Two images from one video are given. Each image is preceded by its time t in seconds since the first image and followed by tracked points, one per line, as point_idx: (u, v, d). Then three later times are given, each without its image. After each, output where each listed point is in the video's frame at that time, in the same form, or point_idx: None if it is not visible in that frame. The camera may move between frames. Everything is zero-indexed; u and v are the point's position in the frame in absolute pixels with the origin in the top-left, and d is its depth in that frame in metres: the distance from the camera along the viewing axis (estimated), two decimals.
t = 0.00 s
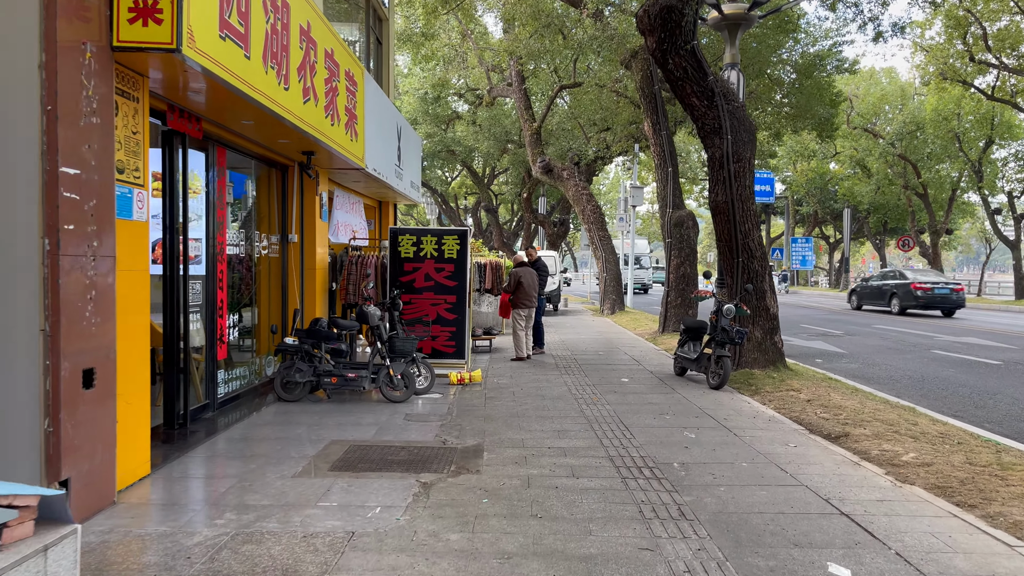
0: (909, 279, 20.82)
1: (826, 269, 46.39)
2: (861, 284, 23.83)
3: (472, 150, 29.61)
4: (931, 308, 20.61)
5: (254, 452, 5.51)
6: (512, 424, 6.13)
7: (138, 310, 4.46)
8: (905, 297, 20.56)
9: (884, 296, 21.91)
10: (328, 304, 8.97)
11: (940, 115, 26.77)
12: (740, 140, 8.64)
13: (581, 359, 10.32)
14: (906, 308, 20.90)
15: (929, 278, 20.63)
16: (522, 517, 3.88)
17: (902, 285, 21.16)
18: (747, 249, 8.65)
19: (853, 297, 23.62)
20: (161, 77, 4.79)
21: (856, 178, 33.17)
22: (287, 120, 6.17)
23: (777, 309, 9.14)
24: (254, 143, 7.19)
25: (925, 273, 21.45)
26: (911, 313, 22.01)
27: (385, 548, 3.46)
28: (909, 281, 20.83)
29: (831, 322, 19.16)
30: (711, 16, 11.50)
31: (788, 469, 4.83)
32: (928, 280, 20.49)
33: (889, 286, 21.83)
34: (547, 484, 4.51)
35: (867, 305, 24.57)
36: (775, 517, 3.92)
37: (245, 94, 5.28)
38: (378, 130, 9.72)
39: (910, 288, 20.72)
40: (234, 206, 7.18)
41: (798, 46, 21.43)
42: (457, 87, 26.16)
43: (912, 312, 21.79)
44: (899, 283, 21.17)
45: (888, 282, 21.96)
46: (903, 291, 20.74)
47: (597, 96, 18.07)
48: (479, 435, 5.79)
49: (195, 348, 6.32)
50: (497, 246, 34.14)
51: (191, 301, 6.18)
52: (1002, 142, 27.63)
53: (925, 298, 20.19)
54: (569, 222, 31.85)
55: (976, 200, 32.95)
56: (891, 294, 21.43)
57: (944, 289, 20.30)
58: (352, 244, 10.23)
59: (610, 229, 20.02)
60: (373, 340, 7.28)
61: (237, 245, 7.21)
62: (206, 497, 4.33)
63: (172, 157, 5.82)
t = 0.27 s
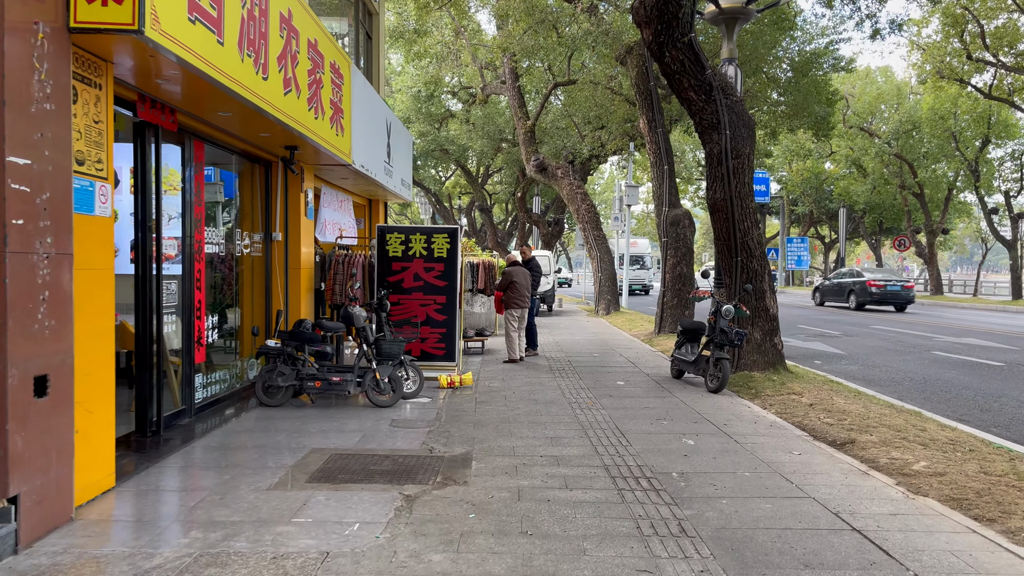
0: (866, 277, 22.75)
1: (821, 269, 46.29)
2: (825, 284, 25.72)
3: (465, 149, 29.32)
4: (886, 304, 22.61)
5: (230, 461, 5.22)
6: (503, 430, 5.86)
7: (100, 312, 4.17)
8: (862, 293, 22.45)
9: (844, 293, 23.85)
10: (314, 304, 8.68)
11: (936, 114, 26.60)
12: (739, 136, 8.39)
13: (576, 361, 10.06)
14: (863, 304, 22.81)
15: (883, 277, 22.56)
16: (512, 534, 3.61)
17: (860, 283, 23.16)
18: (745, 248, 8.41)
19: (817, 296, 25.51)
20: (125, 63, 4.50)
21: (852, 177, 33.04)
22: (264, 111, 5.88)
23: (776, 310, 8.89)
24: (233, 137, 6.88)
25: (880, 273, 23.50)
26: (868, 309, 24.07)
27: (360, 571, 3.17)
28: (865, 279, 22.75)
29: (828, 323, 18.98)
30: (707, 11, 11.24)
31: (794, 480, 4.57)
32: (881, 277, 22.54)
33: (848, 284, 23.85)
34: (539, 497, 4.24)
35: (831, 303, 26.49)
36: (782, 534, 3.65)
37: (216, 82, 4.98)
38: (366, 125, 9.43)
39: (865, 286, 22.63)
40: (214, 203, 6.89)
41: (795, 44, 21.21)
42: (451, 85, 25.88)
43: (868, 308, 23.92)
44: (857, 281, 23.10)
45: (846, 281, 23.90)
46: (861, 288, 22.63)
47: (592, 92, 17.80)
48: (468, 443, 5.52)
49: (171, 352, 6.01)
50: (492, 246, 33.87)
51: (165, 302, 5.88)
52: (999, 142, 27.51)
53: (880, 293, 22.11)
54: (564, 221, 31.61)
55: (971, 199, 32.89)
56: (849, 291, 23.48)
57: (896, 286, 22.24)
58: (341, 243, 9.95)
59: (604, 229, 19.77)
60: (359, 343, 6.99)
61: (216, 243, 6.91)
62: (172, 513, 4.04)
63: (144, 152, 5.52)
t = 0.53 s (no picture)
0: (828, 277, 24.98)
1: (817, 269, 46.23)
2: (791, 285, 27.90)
3: (460, 149, 29.03)
4: (847, 300, 24.91)
5: (207, 471, 4.93)
6: (496, 440, 5.59)
7: (60, 317, 3.88)
8: (823, 291, 24.61)
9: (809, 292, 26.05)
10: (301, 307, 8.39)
11: (933, 114, 26.46)
12: (740, 133, 8.14)
13: (571, 365, 9.80)
14: (826, 301, 25.03)
15: (844, 276, 24.82)
16: (503, 559, 3.35)
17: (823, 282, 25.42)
18: (745, 249, 8.16)
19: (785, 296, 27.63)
20: (90, 50, 4.22)
21: (848, 177, 32.91)
22: (242, 104, 5.56)
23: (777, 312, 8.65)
24: (212, 133, 6.58)
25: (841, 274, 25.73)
26: (830, 305, 26.39)
27: None
28: (828, 279, 24.95)
29: (825, 324, 18.82)
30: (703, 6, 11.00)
31: (803, 496, 4.31)
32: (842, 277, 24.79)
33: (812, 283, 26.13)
34: (533, 516, 3.97)
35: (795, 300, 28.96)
36: (795, 557, 3.39)
37: (187, 72, 4.66)
38: (355, 122, 9.15)
39: (828, 285, 24.87)
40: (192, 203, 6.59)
41: (791, 42, 20.98)
42: (445, 83, 25.61)
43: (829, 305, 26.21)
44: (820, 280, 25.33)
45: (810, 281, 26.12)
46: (824, 287, 24.84)
47: (587, 90, 17.50)
48: (459, 454, 5.25)
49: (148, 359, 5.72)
50: (486, 247, 33.64)
51: (140, 306, 5.59)
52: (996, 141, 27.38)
53: (841, 291, 24.52)
54: (559, 222, 31.40)
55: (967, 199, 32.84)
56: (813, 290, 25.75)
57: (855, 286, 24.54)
58: (330, 244, 9.67)
59: (600, 229, 19.53)
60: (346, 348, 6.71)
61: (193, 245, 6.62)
62: (139, 535, 3.75)
63: (117, 150, 5.24)
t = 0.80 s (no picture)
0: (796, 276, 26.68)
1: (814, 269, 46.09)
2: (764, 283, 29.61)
3: (455, 148, 28.75)
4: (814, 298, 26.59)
5: (182, 482, 4.64)
6: (489, 449, 5.33)
7: (19, 320, 3.59)
8: (792, 289, 26.31)
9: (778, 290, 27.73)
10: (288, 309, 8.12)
11: (932, 113, 26.28)
12: (742, 129, 7.90)
13: (568, 368, 9.54)
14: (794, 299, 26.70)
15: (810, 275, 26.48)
16: None
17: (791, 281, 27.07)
18: (748, 248, 7.92)
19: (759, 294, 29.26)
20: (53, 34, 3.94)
21: (846, 177, 32.75)
22: (220, 94, 5.25)
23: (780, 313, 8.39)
24: (193, 126, 6.29)
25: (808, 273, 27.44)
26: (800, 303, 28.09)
27: None
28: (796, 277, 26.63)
29: (825, 325, 18.61)
30: None
31: (815, 509, 4.05)
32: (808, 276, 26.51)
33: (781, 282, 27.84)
34: (528, 533, 3.70)
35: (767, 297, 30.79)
36: None
37: (156, 56, 4.35)
38: (345, 117, 8.87)
39: (796, 284, 26.57)
40: (172, 199, 6.30)
41: (790, 40, 20.75)
42: (440, 82, 25.33)
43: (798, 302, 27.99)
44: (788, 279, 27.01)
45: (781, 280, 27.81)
46: (792, 285, 26.51)
47: (584, 88, 17.23)
48: (450, 464, 4.98)
49: (123, 363, 5.44)
50: (482, 247, 33.39)
51: (115, 308, 5.31)
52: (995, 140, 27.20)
53: (807, 288, 25.88)
54: (555, 222, 31.17)
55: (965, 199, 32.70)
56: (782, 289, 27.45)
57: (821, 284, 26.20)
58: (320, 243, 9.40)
59: (597, 229, 19.28)
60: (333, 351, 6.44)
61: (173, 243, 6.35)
62: (105, 555, 3.47)
63: (89, 145, 4.99)
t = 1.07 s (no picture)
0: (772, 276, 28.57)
1: (812, 270, 45.91)
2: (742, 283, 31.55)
3: (451, 147, 28.46)
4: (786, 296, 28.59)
5: (153, 499, 4.36)
6: (481, 461, 5.05)
7: None
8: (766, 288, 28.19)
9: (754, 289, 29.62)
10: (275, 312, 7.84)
11: (932, 112, 26.09)
12: (744, 125, 7.64)
13: (565, 372, 9.28)
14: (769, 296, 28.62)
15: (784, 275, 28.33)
16: None
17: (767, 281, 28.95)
18: (750, 248, 7.65)
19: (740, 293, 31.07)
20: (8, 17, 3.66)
21: (844, 177, 32.58)
22: (195, 86, 4.94)
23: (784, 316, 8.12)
24: (168, 121, 5.98)
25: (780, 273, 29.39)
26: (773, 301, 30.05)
27: None
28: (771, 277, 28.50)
29: (825, 326, 18.39)
30: None
31: (828, 530, 3.79)
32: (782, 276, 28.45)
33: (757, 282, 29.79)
34: (519, 557, 3.42)
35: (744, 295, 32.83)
36: None
37: (120, 43, 4.03)
38: (335, 113, 8.57)
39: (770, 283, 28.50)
40: (147, 198, 6.04)
41: (790, 38, 20.53)
42: (436, 80, 25.05)
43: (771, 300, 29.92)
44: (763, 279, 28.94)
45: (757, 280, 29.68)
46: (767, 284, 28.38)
47: (581, 85, 16.98)
48: (439, 478, 4.70)
49: (94, 371, 5.16)
50: (479, 247, 33.13)
51: (86, 312, 5.03)
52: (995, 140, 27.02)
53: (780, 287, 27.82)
54: (552, 221, 30.94)
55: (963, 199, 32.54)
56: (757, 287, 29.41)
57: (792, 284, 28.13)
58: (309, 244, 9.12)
59: (595, 229, 19.01)
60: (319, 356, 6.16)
61: (149, 244, 6.07)
62: None
63: (55, 141, 4.70)
